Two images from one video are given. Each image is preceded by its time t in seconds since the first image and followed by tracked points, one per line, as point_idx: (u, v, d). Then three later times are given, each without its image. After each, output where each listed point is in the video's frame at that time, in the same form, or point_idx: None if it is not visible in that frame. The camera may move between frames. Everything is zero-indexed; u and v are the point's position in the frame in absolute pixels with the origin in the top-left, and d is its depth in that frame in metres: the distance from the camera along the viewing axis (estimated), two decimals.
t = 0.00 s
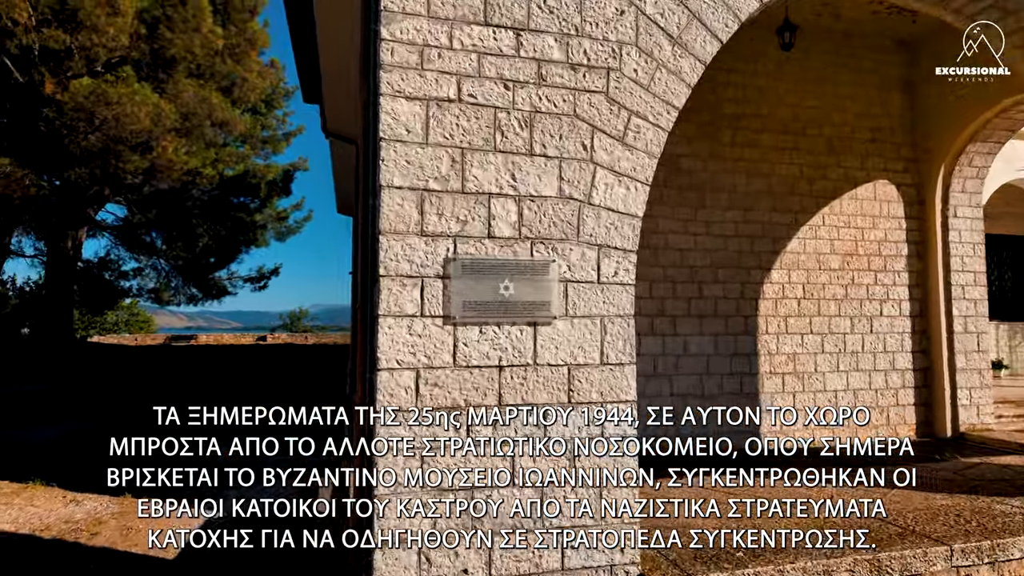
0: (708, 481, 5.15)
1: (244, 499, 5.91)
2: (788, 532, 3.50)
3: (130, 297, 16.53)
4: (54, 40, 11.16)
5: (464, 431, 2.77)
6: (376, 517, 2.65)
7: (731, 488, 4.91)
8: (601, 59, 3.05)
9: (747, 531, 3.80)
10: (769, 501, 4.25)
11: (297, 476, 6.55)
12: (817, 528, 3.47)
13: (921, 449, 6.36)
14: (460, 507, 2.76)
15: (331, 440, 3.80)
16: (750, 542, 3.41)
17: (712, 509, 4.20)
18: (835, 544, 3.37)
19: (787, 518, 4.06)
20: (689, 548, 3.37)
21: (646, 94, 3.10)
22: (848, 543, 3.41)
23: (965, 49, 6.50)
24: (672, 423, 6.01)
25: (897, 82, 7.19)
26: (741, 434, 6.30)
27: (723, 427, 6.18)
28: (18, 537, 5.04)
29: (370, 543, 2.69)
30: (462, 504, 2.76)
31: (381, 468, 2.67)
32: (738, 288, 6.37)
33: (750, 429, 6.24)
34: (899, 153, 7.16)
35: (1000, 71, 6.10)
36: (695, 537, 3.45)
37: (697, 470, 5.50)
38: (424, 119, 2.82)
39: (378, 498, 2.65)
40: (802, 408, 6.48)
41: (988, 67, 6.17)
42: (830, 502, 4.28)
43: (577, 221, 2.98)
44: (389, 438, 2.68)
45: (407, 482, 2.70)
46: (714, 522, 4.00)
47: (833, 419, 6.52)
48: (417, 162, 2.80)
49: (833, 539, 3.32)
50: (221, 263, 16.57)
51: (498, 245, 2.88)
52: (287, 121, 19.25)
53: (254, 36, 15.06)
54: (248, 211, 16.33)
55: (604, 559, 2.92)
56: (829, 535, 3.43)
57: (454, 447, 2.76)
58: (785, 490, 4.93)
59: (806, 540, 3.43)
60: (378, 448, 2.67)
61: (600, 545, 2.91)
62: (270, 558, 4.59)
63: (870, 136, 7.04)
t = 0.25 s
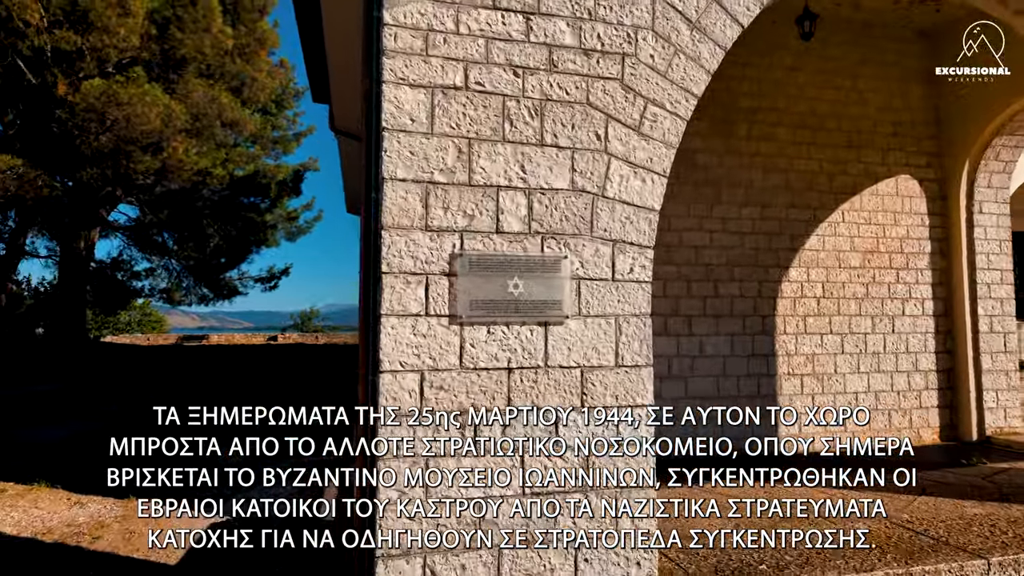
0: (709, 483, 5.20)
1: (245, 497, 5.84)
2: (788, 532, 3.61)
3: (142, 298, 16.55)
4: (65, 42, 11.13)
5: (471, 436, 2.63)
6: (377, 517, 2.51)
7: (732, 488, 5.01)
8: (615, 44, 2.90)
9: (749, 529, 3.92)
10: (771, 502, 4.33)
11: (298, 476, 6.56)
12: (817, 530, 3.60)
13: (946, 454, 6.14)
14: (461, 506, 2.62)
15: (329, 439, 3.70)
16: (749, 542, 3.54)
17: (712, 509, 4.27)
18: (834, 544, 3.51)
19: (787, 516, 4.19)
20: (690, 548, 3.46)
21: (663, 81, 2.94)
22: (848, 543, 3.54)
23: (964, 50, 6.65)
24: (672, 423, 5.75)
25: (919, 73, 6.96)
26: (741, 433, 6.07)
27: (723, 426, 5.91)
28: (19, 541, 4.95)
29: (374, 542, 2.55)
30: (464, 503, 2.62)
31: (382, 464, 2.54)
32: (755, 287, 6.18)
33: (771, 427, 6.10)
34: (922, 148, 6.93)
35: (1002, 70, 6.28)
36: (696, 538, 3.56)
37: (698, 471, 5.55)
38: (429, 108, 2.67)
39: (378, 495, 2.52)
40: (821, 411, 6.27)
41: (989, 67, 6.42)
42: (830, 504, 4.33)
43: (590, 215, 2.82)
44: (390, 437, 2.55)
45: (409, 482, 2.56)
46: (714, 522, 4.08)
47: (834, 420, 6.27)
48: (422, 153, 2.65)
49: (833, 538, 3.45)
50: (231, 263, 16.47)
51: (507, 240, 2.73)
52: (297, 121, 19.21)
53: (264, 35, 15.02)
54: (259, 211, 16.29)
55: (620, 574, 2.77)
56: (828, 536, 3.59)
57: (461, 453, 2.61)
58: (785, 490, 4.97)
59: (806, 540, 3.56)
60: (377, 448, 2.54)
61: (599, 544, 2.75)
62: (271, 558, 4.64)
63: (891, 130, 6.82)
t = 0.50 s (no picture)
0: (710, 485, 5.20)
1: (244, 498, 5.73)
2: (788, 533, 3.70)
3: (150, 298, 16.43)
4: (71, 41, 10.99)
5: (475, 445, 2.48)
6: (377, 516, 2.36)
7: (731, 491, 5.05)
8: (628, 30, 2.74)
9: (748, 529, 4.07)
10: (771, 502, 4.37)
11: (296, 477, 6.55)
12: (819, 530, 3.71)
13: (967, 460, 5.94)
14: (466, 506, 2.47)
15: (328, 439, 3.61)
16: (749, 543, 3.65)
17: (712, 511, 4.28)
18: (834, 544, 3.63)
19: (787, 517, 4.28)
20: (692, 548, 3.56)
21: (678, 69, 2.78)
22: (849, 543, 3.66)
23: (964, 50, 6.57)
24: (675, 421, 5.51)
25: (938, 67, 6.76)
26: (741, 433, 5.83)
27: (722, 426, 5.68)
28: (14, 548, 4.83)
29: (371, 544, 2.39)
30: (467, 504, 2.47)
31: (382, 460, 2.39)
32: (770, 287, 5.99)
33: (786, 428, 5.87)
34: (941, 143, 6.72)
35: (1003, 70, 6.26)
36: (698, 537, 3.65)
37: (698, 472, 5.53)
38: (430, 98, 2.52)
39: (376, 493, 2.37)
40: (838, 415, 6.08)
41: (987, 68, 6.46)
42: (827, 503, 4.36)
43: (602, 211, 2.66)
44: (390, 438, 2.40)
45: (411, 483, 2.41)
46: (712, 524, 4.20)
47: (832, 419, 6.03)
48: (423, 146, 2.49)
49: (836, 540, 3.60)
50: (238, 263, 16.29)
51: (513, 239, 2.56)
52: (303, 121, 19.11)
53: (269, 34, 14.92)
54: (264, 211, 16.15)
55: None
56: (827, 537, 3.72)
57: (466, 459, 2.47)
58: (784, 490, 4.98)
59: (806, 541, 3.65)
60: (376, 448, 2.39)
61: (598, 545, 2.58)
62: (271, 558, 4.57)
63: (909, 125, 6.61)
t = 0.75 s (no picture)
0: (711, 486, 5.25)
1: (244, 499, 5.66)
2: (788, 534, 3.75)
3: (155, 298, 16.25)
4: (74, 41, 10.89)
5: (473, 452, 2.36)
6: (373, 518, 2.24)
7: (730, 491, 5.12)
8: (634, 19, 2.62)
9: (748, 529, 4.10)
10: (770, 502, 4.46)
11: (297, 477, 6.51)
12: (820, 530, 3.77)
13: (982, 464, 5.78)
14: (467, 505, 2.35)
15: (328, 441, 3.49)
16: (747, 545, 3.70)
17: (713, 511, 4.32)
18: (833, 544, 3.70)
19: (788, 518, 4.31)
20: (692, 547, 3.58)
21: (687, 60, 2.65)
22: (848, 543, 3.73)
23: (964, 50, 6.50)
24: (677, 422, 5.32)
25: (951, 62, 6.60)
26: (740, 433, 5.64)
27: (722, 426, 5.52)
28: (7, 554, 4.75)
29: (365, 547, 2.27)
30: (467, 503, 2.35)
31: (378, 456, 2.27)
32: (779, 287, 5.85)
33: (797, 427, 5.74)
34: (954, 140, 6.56)
35: (1002, 69, 6.24)
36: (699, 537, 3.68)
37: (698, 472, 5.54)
38: (426, 90, 2.40)
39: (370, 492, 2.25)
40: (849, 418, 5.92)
41: (988, 67, 6.41)
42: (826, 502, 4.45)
43: (607, 208, 2.53)
44: (390, 438, 2.28)
45: (410, 481, 2.29)
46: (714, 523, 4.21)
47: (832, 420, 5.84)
48: (419, 140, 2.37)
49: (836, 539, 3.66)
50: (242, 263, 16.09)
51: (513, 237, 2.44)
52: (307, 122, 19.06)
53: (273, 34, 14.87)
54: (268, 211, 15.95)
55: None
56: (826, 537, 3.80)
57: (465, 464, 2.36)
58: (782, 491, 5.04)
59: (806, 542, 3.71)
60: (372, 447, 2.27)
61: (597, 545, 2.45)
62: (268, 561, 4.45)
63: (922, 122, 6.45)
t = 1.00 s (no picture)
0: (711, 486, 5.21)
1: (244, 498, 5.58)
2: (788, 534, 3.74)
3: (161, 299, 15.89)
4: (78, 41, 10.83)
5: (471, 456, 2.27)
6: (373, 518, 2.16)
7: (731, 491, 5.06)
8: (639, 6, 2.52)
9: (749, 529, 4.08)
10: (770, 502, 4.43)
11: (297, 477, 6.44)
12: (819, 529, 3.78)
13: (995, 468, 5.64)
14: (467, 504, 2.26)
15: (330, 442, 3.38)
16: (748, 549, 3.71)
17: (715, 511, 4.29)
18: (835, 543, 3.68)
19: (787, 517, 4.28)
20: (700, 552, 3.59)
21: (692, 49, 2.55)
22: (848, 543, 3.73)
23: (964, 50, 6.36)
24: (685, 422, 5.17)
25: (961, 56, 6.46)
26: (740, 433, 5.53)
27: (722, 427, 5.43)
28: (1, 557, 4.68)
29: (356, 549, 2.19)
30: (466, 501, 2.26)
31: (368, 455, 2.18)
32: (787, 287, 5.73)
33: (806, 426, 5.64)
34: (965, 136, 6.42)
35: (1003, 69, 6.18)
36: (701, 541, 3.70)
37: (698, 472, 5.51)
38: (421, 80, 2.30)
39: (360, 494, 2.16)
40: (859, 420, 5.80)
41: (988, 68, 6.32)
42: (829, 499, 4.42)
43: (610, 204, 2.43)
44: (389, 437, 2.19)
45: (406, 482, 2.20)
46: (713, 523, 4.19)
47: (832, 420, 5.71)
48: (413, 132, 2.28)
49: (836, 539, 3.65)
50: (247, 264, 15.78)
51: (512, 233, 2.34)
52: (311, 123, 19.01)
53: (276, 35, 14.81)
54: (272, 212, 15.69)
55: None
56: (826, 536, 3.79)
57: (462, 467, 2.26)
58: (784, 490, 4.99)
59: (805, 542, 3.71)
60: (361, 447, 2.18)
61: (598, 545, 2.34)
62: (266, 565, 4.37)
63: (933, 118, 6.32)
